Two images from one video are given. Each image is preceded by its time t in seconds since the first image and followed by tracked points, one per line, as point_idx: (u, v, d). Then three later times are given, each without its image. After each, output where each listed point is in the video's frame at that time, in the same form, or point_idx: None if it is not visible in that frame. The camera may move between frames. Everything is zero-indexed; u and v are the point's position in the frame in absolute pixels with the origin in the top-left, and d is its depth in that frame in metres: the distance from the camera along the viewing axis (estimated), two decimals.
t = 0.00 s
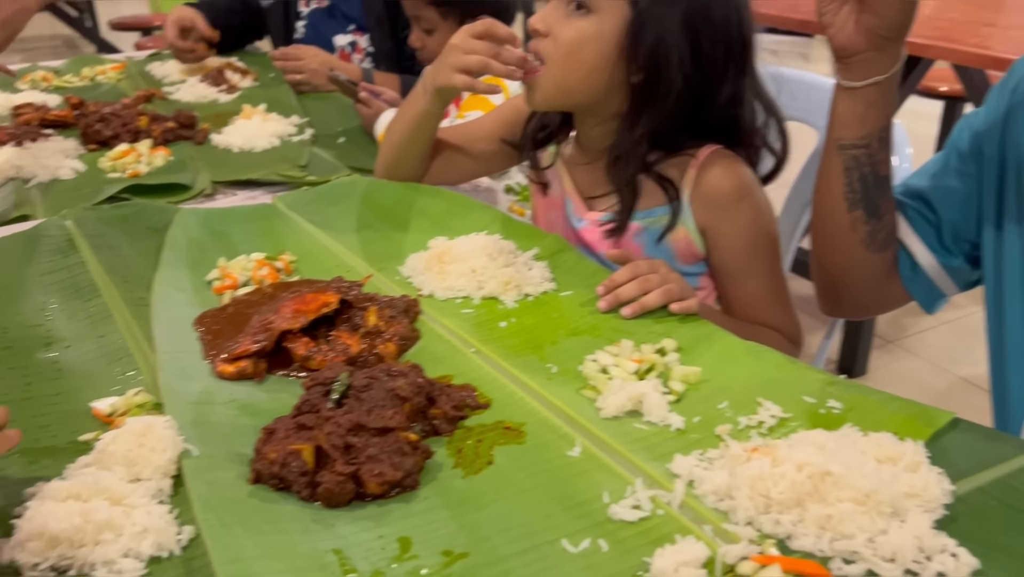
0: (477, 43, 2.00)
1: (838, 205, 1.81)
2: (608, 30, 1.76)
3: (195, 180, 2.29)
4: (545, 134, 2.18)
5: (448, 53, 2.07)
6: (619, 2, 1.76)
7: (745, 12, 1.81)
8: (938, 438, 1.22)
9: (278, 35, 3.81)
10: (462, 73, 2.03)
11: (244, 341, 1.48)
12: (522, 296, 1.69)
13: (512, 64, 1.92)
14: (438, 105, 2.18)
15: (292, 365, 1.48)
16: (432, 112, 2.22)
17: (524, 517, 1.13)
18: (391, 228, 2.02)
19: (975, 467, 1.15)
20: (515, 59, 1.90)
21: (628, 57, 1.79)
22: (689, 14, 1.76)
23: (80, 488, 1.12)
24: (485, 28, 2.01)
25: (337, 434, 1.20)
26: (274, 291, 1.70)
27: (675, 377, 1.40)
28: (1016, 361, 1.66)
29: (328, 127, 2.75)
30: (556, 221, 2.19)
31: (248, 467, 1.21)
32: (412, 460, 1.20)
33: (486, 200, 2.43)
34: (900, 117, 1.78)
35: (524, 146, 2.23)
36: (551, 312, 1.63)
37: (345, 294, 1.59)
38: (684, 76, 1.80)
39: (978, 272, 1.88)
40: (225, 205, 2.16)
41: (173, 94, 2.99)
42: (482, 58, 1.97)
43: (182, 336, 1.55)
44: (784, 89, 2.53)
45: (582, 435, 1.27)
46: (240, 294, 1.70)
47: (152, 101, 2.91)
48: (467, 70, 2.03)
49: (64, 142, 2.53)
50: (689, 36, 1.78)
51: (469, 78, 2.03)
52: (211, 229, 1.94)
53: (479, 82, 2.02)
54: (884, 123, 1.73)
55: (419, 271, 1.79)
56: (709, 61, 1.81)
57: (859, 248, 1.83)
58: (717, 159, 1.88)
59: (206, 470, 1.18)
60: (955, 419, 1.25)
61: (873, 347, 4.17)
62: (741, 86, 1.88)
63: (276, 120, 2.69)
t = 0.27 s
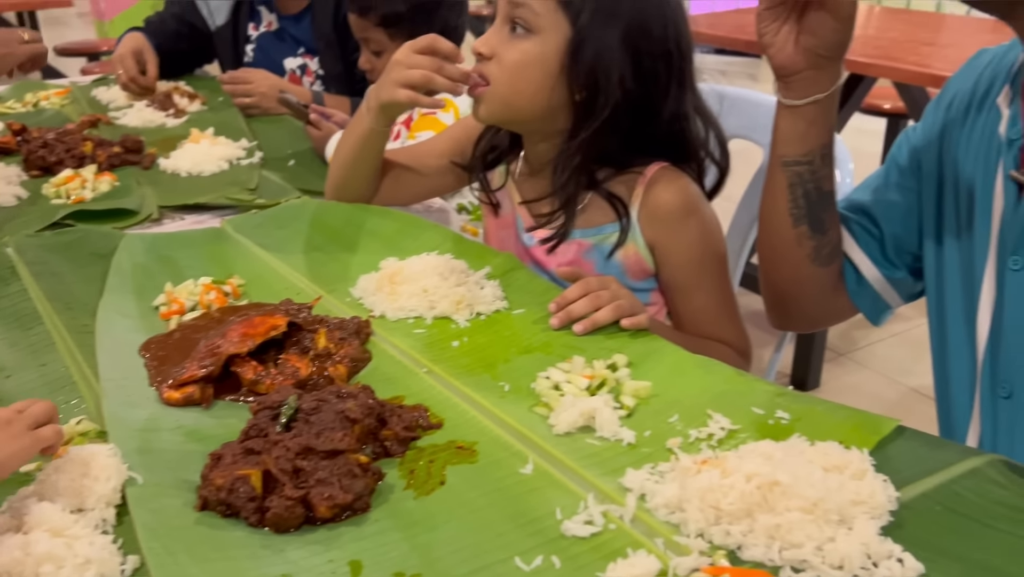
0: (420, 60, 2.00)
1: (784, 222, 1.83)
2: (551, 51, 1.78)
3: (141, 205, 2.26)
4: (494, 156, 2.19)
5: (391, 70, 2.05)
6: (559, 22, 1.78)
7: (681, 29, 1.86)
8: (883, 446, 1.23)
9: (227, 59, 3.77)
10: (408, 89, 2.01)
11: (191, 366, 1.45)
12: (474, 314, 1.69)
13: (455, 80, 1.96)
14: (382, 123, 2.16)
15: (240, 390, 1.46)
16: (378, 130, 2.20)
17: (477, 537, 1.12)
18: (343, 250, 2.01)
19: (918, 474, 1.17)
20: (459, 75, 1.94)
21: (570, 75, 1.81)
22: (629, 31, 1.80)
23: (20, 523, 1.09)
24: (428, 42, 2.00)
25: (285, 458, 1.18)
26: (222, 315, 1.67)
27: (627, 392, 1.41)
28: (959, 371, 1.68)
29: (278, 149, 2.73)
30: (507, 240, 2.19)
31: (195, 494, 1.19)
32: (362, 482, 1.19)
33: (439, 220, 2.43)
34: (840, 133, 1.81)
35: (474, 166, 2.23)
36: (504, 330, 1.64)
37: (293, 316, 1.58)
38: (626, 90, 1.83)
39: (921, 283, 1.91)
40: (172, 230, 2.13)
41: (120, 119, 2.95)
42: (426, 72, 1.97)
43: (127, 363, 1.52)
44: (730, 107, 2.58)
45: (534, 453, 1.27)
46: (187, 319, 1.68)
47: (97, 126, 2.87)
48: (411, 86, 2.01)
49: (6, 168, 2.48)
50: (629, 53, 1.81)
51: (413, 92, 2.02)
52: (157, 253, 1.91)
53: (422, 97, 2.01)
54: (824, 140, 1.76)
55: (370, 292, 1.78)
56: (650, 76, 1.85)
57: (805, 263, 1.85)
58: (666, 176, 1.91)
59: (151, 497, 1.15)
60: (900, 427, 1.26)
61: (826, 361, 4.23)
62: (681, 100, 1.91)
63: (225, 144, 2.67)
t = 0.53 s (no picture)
0: (376, 93, 2.02)
1: (738, 247, 1.88)
2: (508, 83, 1.82)
3: (101, 238, 2.25)
4: (455, 186, 2.22)
5: (344, 103, 2.06)
6: (517, 56, 1.82)
7: (632, 65, 1.91)
8: (835, 466, 1.27)
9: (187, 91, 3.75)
10: (359, 122, 2.04)
11: (151, 400, 1.45)
12: (436, 342, 1.71)
13: (408, 113, 2.01)
14: (339, 155, 2.19)
15: (202, 423, 1.46)
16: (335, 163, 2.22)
17: (439, 564, 1.13)
18: (305, 280, 2.02)
19: (868, 492, 1.21)
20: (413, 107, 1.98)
21: (527, 106, 1.84)
22: (585, 64, 1.85)
23: None
24: (381, 77, 2.03)
25: (247, 491, 1.19)
26: (183, 348, 1.67)
27: (586, 417, 1.43)
28: (909, 390, 1.73)
29: (239, 180, 2.73)
30: (469, 268, 2.21)
31: (156, 528, 1.19)
32: (324, 513, 1.19)
33: (401, 249, 2.44)
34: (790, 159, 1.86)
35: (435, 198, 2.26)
36: (465, 357, 1.65)
37: (254, 348, 1.58)
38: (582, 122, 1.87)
39: (871, 307, 1.97)
40: (132, 262, 2.12)
41: (78, 151, 2.94)
42: (378, 106, 2.00)
43: (86, 397, 1.52)
44: (682, 134, 2.64)
45: (495, 480, 1.29)
46: (148, 352, 1.67)
47: (56, 158, 2.86)
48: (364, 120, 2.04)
49: None
50: (585, 85, 1.86)
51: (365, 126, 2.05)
52: (117, 286, 1.91)
53: (376, 130, 2.04)
54: (775, 168, 1.81)
55: (331, 322, 1.79)
56: (603, 108, 1.90)
57: (760, 288, 1.89)
58: (623, 205, 1.95)
59: (111, 533, 1.15)
60: (850, 446, 1.31)
61: (785, 381, 4.30)
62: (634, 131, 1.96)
63: (185, 175, 2.67)
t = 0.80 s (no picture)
0: (348, 130, 2.06)
1: (707, 273, 1.91)
2: (488, 118, 1.85)
3: (74, 269, 2.25)
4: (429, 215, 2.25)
5: (322, 138, 2.09)
6: (495, 91, 1.86)
7: (601, 96, 2.00)
8: (802, 489, 1.30)
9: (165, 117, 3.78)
10: (333, 159, 2.09)
11: (127, 433, 1.46)
12: (411, 371, 1.73)
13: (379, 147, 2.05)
14: (320, 187, 2.23)
15: (178, 454, 1.47)
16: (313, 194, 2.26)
17: None
18: (280, 310, 2.03)
19: (834, 515, 1.24)
20: (382, 141, 2.02)
21: (507, 141, 1.88)
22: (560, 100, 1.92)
23: None
24: (349, 113, 2.06)
25: (224, 522, 1.20)
26: (157, 379, 1.68)
27: (560, 444, 1.45)
28: (875, 414, 1.77)
29: (214, 210, 2.74)
30: (443, 296, 2.23)
31: (132, 560, 1.19)
32: (300, 544, 1.20)
33: (376, 277, 2.46)
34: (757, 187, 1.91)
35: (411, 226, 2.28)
36: (440, 386, 1.67)
37: (230, 379, 1.59)
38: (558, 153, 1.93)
39: (837, 329, 2.01)
40: (106, 293, 2.13)
41: (51, 181, 2.94)
42: (349, 142, 2.05)
43: (61, 430, 1.52)
44: (651, 163, 2.70)
45: (470, 508, 1.31)
46: (123, 384, 1.68)
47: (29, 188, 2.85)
48: (337, 155, 2.08)
49: None
50: (559, 120, 1.93)
51: (339, 162, 2.09)
52: (91, 317, 1.91)
53: (349, 165, 2.09)
54: (744, 195, 1.86)
55: (307, 351, 1.80)
56: (575, 141, 1.97)
57: (730, 312, 1.93)
58: (595, 234, 1.99)
59: (88, 566, 1.16)
60: (817, 470, 1.33)
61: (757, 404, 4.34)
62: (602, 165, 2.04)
63: (160, 205, 2.68)
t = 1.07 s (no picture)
0: (333, 156, 2.07)
1: (690, 296, 1.93)
2: (477, 146, 1.87)
3: (62, 292, 2.25)
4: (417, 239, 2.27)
5: (312, 161, 2.10)
6: (483, 120, 1.88)
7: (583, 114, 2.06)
8: (785, 512, 1.32)
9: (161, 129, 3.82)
10: (321, 188, 2.11)
11: (116, 459, 1.46)
12: (398, 396, 1.74)
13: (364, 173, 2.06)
14: (310, 214, 2.24)
15: (166, 480, 1.47)
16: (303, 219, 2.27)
17: None
18: (268, 333, 2.04)
19: (816, 538, 1.25)
20: (368, 168, 2.04)
21: (497, 168, 1.91)
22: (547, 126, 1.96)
23: None
24: (331, 141, 2.07)
25: (213, 549, 1.20)
26: (145, 403, 1.68)
27: (546, 468, 1.47)
28: (856, 436, 1.79)
29: (201, 232, 2.75)
30: (431, 320, 2.24)
31: None
32: (289, 570, 1.21)
33: (364, 300, 2.48)
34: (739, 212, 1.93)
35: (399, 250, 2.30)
36: (427, 410, 1.69)
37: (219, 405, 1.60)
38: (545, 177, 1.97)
39: (819, 351, 2.03)
40: (94, 317, 2.13)
41: (38, 203, 2.94)
42: (335, 172, 2.06)
43: (49, 456, 1.52)
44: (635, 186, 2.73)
45: (458, 533, 1.32)
46: (111, 409, 1.68)
47: (16, 210, 2.85)
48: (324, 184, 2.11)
49: None
50: (545, 145, 1.97)
51: (327, 190, 2.12)
52: (78, 341, 1.92)
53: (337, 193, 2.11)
54: (725, 218, 1.87)
55: (295, 376, 1.81)
56: (561, 163, 2.02)
57: (713, 334, 1.95)
58: (582, 257, 2.01)
59: None
60: (800, 493, 1.35)
61: (743, 423, 4.36)
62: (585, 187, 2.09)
63: (147, 228, 2.69)
